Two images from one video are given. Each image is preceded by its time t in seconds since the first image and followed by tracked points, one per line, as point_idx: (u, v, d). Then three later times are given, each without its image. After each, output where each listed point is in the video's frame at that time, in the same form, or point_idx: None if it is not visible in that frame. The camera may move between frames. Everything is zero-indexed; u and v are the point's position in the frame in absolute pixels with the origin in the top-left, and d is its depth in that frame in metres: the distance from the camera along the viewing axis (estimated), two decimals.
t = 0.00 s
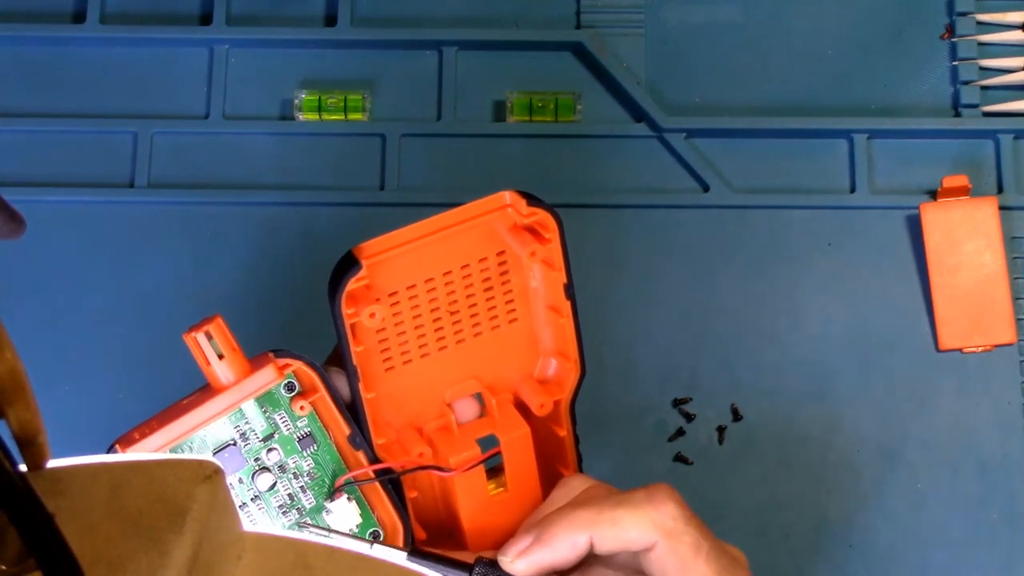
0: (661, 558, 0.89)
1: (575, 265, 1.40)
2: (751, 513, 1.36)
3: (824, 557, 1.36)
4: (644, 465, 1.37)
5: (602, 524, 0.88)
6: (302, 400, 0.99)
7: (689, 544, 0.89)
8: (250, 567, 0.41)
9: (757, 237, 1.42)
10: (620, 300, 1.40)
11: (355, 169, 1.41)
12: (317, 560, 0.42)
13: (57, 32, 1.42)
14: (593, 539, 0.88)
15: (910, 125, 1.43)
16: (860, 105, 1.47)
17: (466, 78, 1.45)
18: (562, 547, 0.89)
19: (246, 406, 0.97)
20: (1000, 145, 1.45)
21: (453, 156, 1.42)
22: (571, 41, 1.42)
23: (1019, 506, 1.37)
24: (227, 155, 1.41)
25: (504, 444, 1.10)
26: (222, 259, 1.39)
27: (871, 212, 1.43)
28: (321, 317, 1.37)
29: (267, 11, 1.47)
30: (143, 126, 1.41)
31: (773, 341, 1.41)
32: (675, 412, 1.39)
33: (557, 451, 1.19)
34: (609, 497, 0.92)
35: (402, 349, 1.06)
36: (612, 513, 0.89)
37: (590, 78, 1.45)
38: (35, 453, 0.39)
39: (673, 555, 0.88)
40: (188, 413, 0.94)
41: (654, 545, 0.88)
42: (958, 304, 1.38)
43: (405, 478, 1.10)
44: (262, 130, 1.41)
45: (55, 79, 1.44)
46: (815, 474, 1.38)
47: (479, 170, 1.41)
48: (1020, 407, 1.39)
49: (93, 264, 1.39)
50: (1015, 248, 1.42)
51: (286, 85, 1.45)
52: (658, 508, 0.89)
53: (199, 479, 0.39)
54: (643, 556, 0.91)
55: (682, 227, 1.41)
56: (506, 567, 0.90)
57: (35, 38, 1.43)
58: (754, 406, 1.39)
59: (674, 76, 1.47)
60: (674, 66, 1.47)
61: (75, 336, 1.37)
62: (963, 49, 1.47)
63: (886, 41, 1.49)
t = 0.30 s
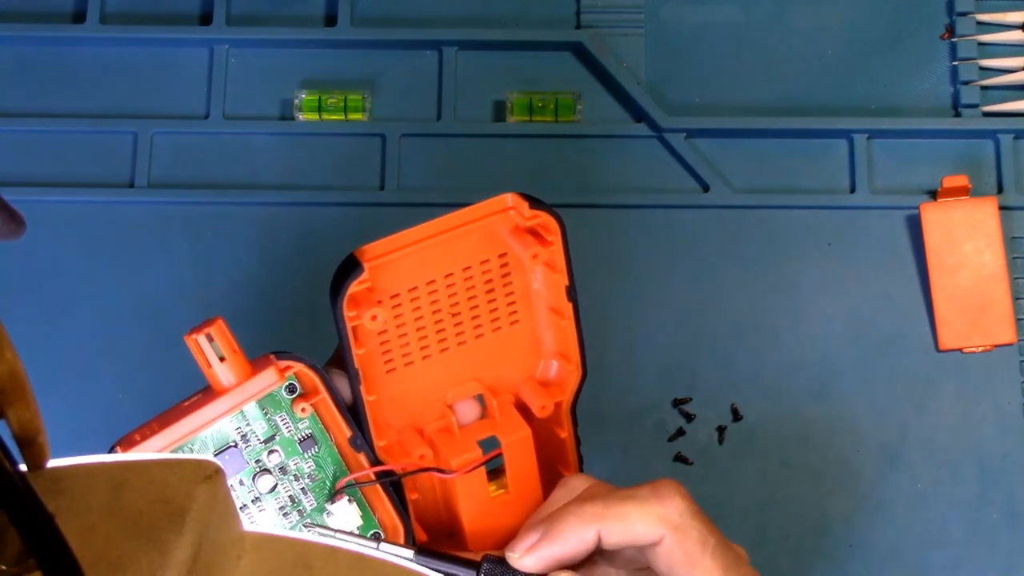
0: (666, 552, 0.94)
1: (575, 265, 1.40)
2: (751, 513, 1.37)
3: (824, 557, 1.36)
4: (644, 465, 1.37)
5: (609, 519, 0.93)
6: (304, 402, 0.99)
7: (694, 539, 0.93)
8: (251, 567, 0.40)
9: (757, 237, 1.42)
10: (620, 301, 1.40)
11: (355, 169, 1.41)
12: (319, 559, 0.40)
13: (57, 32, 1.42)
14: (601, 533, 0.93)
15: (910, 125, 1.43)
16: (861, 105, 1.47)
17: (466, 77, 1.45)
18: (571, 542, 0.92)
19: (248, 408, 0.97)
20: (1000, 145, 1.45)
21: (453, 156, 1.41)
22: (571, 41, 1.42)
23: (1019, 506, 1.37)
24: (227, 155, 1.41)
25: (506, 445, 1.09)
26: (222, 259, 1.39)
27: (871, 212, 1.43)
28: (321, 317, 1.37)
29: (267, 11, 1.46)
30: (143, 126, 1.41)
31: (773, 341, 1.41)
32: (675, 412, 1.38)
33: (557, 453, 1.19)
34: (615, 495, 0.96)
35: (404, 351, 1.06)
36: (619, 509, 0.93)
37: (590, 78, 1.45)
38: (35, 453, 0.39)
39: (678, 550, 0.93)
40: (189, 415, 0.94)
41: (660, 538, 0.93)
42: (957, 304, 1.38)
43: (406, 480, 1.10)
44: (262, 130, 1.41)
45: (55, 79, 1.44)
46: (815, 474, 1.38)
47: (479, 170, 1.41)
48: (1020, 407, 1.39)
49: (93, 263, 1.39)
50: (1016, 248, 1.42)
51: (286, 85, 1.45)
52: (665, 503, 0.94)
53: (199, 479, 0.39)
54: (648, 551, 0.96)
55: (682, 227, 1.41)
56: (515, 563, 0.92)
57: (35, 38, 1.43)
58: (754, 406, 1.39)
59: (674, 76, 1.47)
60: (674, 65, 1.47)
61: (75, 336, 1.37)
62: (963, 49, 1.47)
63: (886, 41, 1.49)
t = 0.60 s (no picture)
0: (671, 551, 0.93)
1: (576, 264, 1.40)
2: (750, 512, 1.37)
3: (824, 556, 1.36)
4: (644, 464, 1.37)
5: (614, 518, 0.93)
6: (260, 359, 1.05)
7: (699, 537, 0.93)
8: (250, 567, 0.43)
9: (757, 237, 1.42)
10: (620, 299, 1.40)
11: (355, 169, 1.41)
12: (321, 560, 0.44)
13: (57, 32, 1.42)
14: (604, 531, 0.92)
15: (910, 125, 1.43)
16: (861, 105, 1.47)
17: (466, 77, 1.45)
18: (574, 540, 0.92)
19: (204, 360, 1.04)
20: (1000, 145, 1.45)
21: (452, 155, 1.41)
22: (571, 41, 1.42)
23: (1019, 506, 1.37)
24: (226, 155, 1.41)
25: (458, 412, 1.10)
26: (221, 258, 1.39)
27: (871, 212, 1.43)
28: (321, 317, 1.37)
29: (266, 11, 1.46)
30: (143, 126, 1.41)
31: (773, 340, 1.41)
32: (675, 411, 1.38)
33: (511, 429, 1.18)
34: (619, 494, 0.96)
35: (355, 315, 1.08)
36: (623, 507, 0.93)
37: (590, 78, 1.45)
38: (35, 453, 0.40)
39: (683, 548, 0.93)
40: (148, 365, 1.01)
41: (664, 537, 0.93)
42: (958, 305, 1.38)
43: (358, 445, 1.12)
44: (262, 130, 1.41)
45: (54, 80, 1.44)
46: (816, 474, 1.38)
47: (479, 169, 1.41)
48: (1020, 407, 1.39)
49: (93, 263, 1.39)
50: (1015, 248, 1.43)
51: (286, 85, 1.45)
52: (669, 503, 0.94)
53: (199, 479, 0.42)
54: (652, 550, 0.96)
55: (683, 227, 1.41)
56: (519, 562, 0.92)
57: (35, 38, 1.43)
58: (754, 406, 1.39)
59: (674, 76, 1.47)
60: (674, 66, 1.47)
61: (75, 336, 1.37)
62: (963, 49, 1.47)
63: (886, 41, 1.49)
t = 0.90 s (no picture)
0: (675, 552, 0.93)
1: (576, 264, 1.40)
2: (750, 512, 1.37)
3: (824, 556, 1.36)
4: (644, 465, 1.37)
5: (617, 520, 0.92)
6: (281, 359, 1.04)
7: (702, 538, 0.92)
8: (249, 568, 0.42)
9: (756, 237, 1.42)
10: (621, 300, 1.40)
11: (355, 169, 1.41)
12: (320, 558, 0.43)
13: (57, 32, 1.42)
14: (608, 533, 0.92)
15: (910, 125, 1.43)
16: (861, 105, 1.47)
17: (466, 77, 1.45)
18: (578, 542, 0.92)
19: (226, 358, 1.03)
20: (1000, 146, 1.45)
21: (452, 155, 1.41)
22: (571, 41, 1.42)
23: (1019, 506, 1.37)
24: (226, 155, 1.41)
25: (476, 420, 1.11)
26: (221, 258, 1.39)
27: (871, 212, 1.43)
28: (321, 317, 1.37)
29: (266, 10, 1.46)
30: (143, 126, 1.41)
31: (774, 341, 1.41)
32: (675, 411, 1.38)
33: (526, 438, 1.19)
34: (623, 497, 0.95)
35: (379, 320, 1.08)
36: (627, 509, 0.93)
37: (590, 78, 1.45)
38: (34, 452, 0.41)
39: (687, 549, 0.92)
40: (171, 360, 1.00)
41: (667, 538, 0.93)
42: (958, 305, 1.38)
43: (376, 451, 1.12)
44: (262, 130, 1.41)
45: (54, 79, 1.44)
46: (816, 474, 1.38)
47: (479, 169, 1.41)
48: (1020, 407, 1.39)
49: (92, 263, 1.39)
50: (1015, 248, 1.43)
51: (286, 85, 1.45)
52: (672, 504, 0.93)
53: (199, 479, 0.42)
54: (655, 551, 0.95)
55: (683, 227, 1.41)
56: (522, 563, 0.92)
57: (34, 38, 1.43)
58: (754, 406, 1.39)
59: (674, 76, 1.47)
60: (674, 66, 1.47)
61: (75, 336, 1.37)
62: (963, 49, 1.47)
63: (886, 41, 1.49)
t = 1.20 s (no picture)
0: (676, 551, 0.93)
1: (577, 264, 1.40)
2: (750, 512, 1.37)
3: (824, 556, 1.36)
4: (645, 465, 1.37)
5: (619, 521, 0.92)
6: (330, 368, 1.02)
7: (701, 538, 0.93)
8: (249, 568, 0.42)
9: (756, 237, 1.42)
10: (622, 300, 1.40)
11: (355, 169, 1.41)
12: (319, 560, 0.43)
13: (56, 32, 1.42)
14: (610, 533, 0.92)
15: (909, 125, 1.43)
16: (861, 105, 1.47)
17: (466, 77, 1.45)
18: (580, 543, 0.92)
19: (277, 366, 1.01)
20: (1000, 146, 1.45)
21: (452, 156, 1.42)
22: (571, 41, 1.42)
23: (1019, 506, 1.37)
24: (226, 155, 1.41)
25: (514, 440, 1.11)
26: (221, 257, 1.39)
27: (870, 212, 1.43)
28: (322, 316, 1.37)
29: (266, 10, 1.46)
30: (143, 126, 1.41)
31: (774, 341, 1.41)
32: (675, 412, 1.38)
33: (555, 456, 1.19)
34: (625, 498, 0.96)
35: (427, 334, 1.07)
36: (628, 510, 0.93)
37: (590, 78, 1.45)
38: (34, 452, 0.41)
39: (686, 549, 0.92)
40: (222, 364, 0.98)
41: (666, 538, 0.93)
42: (958, 305, 1.38)
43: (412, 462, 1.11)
44: (262, 130, 1.41)
45: (54, 79, 1.44)
46: (816, 474, 1.38)
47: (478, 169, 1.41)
48: (1020, 407, 1.39)
49: (93, 263, 1.39)
50: (1015, 248, 1.43)
51: (285, 85, 1.45)
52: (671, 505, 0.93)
53: (198, 479, 0.42)
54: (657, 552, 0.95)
55: (683, 228, 1.41)
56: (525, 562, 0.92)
57: (34, 38, 1.43)
58: (754, 405, 1.39)
59: (674, 76, 1.47)
60: (675, 66, 1.47)
61: (75, 336, 1.37)
62: (963, 49, 1.47)
63: (885, 41, 1.49)
